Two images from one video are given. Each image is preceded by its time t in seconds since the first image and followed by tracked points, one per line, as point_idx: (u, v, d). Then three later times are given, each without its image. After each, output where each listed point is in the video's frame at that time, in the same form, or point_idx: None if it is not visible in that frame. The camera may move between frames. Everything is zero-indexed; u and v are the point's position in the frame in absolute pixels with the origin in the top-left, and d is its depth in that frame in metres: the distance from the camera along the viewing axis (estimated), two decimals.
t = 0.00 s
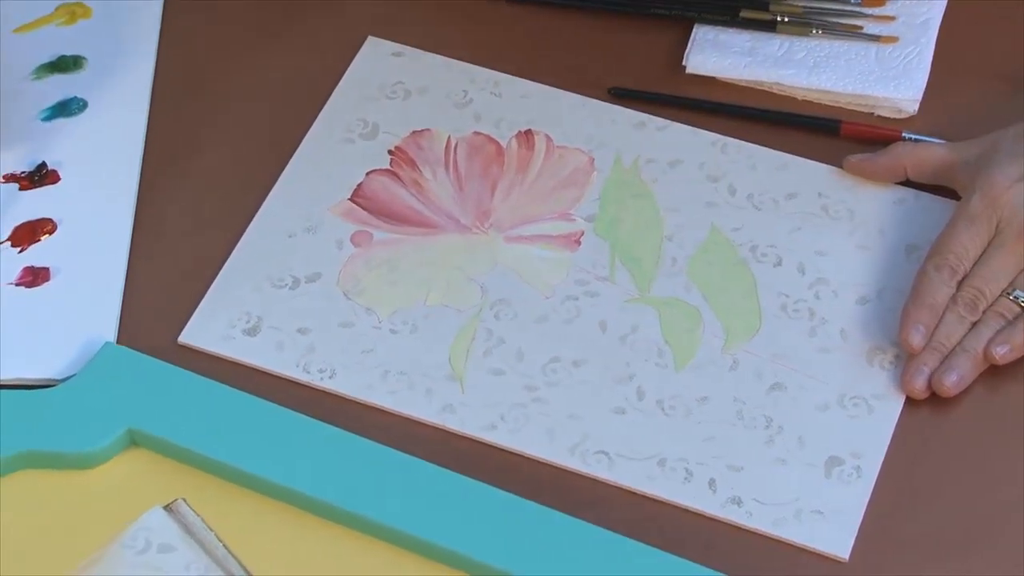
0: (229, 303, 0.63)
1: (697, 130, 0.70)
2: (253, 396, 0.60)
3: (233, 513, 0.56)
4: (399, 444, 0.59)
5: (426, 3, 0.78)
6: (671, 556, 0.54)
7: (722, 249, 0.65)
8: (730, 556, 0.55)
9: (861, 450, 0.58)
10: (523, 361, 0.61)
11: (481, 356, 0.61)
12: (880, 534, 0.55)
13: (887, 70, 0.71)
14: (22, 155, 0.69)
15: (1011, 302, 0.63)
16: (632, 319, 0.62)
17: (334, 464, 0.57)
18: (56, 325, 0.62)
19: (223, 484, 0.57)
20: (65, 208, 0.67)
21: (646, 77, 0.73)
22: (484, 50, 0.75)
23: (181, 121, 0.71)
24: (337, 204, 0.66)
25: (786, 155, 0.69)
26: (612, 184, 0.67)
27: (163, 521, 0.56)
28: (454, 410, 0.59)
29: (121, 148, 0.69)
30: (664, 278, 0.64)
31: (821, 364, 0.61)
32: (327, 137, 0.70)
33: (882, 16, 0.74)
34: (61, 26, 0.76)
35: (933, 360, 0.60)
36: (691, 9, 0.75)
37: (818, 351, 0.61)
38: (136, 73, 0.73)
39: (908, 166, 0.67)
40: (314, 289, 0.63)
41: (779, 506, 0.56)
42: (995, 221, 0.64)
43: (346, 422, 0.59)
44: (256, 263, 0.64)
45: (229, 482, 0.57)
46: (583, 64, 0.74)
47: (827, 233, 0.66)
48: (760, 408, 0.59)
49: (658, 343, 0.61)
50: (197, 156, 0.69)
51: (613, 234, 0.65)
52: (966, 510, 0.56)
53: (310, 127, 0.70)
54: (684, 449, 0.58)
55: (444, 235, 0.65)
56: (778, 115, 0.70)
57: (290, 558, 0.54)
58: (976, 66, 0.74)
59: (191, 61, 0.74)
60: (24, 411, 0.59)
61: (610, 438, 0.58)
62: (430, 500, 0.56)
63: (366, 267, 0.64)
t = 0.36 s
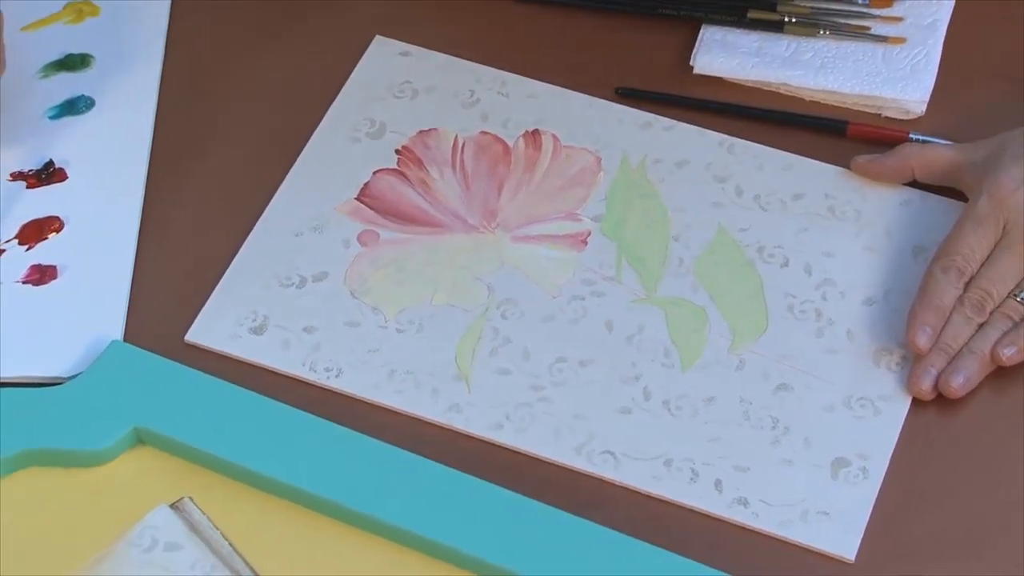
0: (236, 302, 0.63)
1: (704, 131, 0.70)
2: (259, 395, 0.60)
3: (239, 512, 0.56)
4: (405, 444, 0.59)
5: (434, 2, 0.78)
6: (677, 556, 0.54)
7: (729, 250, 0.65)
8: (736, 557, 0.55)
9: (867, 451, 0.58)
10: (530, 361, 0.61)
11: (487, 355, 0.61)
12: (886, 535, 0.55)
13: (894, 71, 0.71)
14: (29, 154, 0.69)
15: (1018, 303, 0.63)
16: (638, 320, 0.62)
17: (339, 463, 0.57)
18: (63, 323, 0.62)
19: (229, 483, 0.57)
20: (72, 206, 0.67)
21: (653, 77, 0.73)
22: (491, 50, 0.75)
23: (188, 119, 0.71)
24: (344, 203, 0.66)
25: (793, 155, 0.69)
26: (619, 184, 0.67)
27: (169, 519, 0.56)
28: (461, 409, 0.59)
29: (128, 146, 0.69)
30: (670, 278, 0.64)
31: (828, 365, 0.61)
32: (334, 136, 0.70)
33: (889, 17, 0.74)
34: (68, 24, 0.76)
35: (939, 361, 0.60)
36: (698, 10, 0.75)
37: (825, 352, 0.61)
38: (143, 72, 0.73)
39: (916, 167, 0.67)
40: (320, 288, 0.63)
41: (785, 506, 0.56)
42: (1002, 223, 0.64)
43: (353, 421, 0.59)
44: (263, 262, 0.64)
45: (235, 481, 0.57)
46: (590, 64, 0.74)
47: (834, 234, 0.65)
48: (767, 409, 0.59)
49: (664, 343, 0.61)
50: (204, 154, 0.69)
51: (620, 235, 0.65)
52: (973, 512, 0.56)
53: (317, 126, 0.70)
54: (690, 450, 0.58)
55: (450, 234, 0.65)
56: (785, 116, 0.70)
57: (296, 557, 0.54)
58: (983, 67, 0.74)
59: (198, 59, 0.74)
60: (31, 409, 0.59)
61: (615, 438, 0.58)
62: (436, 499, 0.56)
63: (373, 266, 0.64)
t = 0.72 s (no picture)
0: (249, 301, 0.63)
1: (718, 132, 0.70)
2: (272, 393, 0.60)
3: (251, 510, 0.56)
4: (418, 443, 0.59)
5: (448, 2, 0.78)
6: (688, 558, 0.54)
7: (743, 252, 0.65)
8: (748, 559, 0.55)
9: (880, 455, 0.58)
10: (542, 361, 0.61)
11: (500, 355, 0.61)
12: (899, 539, 0.55)
13: (910, 74, 0.71)
14: (45, 151, 0.69)
15: None
16: (651, 321, 0.62)
17: (352, 463, 0.57)
18: (77, 320, 0.62)
19: (242, 481, 0.58)
20: (86, 203, 0.67)
21: (668, 79, 0.73)
22: (505, 50, 0.75)
23: (203, 117, 0.71)
24: (358, 202, 0.66)
25: (808, 158, 0.69)
26: (633, 185, 0.67)
27: (181, 516, 0.56)
28: (473, 409, 0.59)
29: (143, 144, 0.70)
30: (684, 280, 0.63)
31: (841, 368, 0.61)
32: (348, 135, 0.70)
33: (905, 20, 0.73)
34: (84, 22, 0.76)
35: (953, 365, 0.60)
36: (713, 11, 0.75)
37: (838, 355, 0.61)
38: (158, 69, 0.73)
39: (930, 170, 0.67)
40: (334, 286, 0.63)
41: (797, 509, 0.56)
42: (1017, 227, 0.64)
43: (366, 420, 0.59)
44: (277, 261, 0.64)
45: (248, 480, 0.58)
46: (604, 64, 0.74)
47: (848, 237, 0.65)
48: (779, 411, 0.59)
49: (677, 345, 0.61)
50: (218, 152, 0.69)
51: (634, 236, 0.65)
52: (985, 516, 0.56)
53: (331, 125, 0.70)
54: (702, 452, 0.58)
55: (464, 234, 0.65)
56: (800, 118, 0.70)
57: (307, 557, 0.54)
58: (998, 71, 0.73)
59: (214, 57, 0.74)
60: (44, 405, 0.59)
61: (628, 439, 0.58)
62: (448, 499, 0.56)
63: (387, 265, 0.64)
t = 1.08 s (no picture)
0: (266, 299, 0.63)
1: (736, 135, 0.70)
2: (288, 392, 0.60)
3: (267, 509, 0.56)
4: (433, 443, 0.59)
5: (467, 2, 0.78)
6: (703, 560, 0.54)
7: (760, 255, 0.65)
8: (762, 562, 0.55)
9: (897, 460, 0.58)
10: (559, 362, 0.61)
11: (517, 356, 0.61)
12: (915, 544, 0.55)
13: (929, 78, 0.71)
14: (63, 148, 0.69)
15: None
16: (668, 323, 0.62)
17: (368, 462, 0.57)
18: (94, 317, 0.62)
19: (258, 479, 0.58)
20: (105, 201, 0.67)
21: (686, 81, 0.73)
22: (524, 50, 0.75)
23: (221, 115, 0.71)
24: (375, 201, 0.67)
25: (826, 161, 0.69)
26: (650, 187, 0.67)
27: (197, 513, 0.56)
28: (490, 409, 0.59)
29: (162, 141, 0.70)
30: (701, 282, 0.63)
31: (858, 372, 0.61)
32: (366, 134, 0.70)
33: (924, 25, 0.73)
34: (104, 19, 0.76)
35: (971, 370, 0.60)
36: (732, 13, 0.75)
37: (855, 359, 0.61)
38: (178, 67, 0.73)
39: (949, 175, 0.67)
40: (351, 286, 0.63)
41: (812, 513, 0.56)
42: None
43: (382, 420, 0.59)
44: (294, 259, 0.64)
45: (264, 478, 0.58)
46: (623, 66, 0.74)
47: (866, 241, 0.65)
48: (796, 415, 0.59)
49: (694, 347, 0.61)
50: (236, 151, 0.69)
51: (652, 238, 0.65)
52: (1001, 522, 0.56)
53: (350, 124, 0.70)
54: (718, 454, 0.58)
55: (482, 234, 0.65)
56: (819, 121, 0.70)
57: (322, 556, 0.55)
58: (1018, 76, 0.73)
59: (233, 56, 0.74)
60: (61, 402, 0.59)
61: (644, 441, 0.58)
62: (462, 499, 0.56)
63: (405, 265, 0.64)
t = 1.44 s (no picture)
0: (285, 297, 0.63)
1: (756, 138, 0.70)
2: (307, 390, 0.60)
3: (283, 508, 0.56)
4: (451, 442, 0.59)
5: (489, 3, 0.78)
6: (719, 564, 0.54)
7: (779, 258, 0.65)
8: (779, 566, 0.55)
9: (915, 465, 0.58)
10: (577, 364, 0.61)
11: (535, 357, 0.61)
12: (931, 550, 0.55)
13: (951, 83, 0.71)
14: (84, 144, 0.69)
15: None
16: (687, 325, 0.62)
17: (385, 462, 0.57)
18: (114, 313, 0.62)
19: (275, 477, 0.58)
20: (125, 198, 0.67)
21: (706, 84, 0.73)
22: (544, 52, 0.75)
23: (242, 113, 0.71)
24: (395, 201, 0.67)
25: (846, 165, 0.69)
26: (670, 189, 0.67)
27: (214, 511, 0.56)
28: (507, 410, 0.59)
29: (182, 138, 0.70)
30: (720, 285, 0.63)
31: (876, 377, 0.60)
32: (386, 134, 0.70)
33: (946, 30, 0.73)
34: (126, 16, 0.77)
35: (990, 376, 0.60)
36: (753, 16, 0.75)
37: (873, 363, 0.61)
38: (199, 65, 0.74)
39: (969, 180, 0.67)
40: (369, 285, 0.63)
41: (830, 517, 0.56)
42: None
43: (400, 419, 0.59)
44: (313, 258, 0.64)
45: (281, 476, 0.58)
46: (643, 67, 0.74)
47: (885, 245, 0.65)
48: (813, 419, 0.59)
49: (712, 350, 0.61)
50: (256, 149, 0.70)
51: (671, 240, 0.65)
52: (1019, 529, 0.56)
53: (370, 124, 0.70)
54: (735, 458, 0.58)
55: (501, 235, 0.65)
56: (839, 125, 0.70)
57: (338, 555, 0.55)
58: None
59: (254, 54, 0.74)
60: (80, 397, 0.59)
61: (662, 443, 0.58)
62: (479, 499, 0.56)
63: (424, 265, 0.64)
